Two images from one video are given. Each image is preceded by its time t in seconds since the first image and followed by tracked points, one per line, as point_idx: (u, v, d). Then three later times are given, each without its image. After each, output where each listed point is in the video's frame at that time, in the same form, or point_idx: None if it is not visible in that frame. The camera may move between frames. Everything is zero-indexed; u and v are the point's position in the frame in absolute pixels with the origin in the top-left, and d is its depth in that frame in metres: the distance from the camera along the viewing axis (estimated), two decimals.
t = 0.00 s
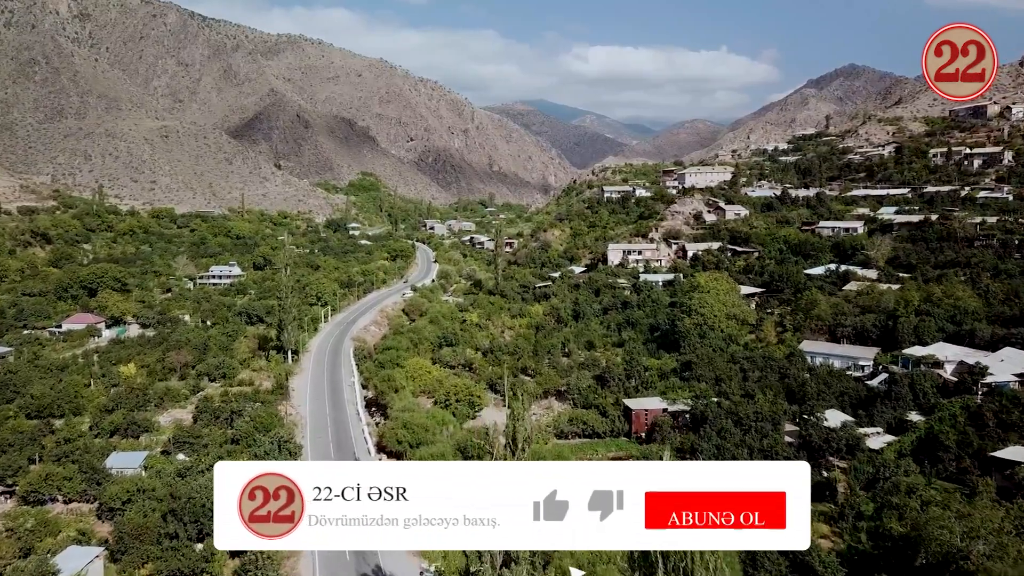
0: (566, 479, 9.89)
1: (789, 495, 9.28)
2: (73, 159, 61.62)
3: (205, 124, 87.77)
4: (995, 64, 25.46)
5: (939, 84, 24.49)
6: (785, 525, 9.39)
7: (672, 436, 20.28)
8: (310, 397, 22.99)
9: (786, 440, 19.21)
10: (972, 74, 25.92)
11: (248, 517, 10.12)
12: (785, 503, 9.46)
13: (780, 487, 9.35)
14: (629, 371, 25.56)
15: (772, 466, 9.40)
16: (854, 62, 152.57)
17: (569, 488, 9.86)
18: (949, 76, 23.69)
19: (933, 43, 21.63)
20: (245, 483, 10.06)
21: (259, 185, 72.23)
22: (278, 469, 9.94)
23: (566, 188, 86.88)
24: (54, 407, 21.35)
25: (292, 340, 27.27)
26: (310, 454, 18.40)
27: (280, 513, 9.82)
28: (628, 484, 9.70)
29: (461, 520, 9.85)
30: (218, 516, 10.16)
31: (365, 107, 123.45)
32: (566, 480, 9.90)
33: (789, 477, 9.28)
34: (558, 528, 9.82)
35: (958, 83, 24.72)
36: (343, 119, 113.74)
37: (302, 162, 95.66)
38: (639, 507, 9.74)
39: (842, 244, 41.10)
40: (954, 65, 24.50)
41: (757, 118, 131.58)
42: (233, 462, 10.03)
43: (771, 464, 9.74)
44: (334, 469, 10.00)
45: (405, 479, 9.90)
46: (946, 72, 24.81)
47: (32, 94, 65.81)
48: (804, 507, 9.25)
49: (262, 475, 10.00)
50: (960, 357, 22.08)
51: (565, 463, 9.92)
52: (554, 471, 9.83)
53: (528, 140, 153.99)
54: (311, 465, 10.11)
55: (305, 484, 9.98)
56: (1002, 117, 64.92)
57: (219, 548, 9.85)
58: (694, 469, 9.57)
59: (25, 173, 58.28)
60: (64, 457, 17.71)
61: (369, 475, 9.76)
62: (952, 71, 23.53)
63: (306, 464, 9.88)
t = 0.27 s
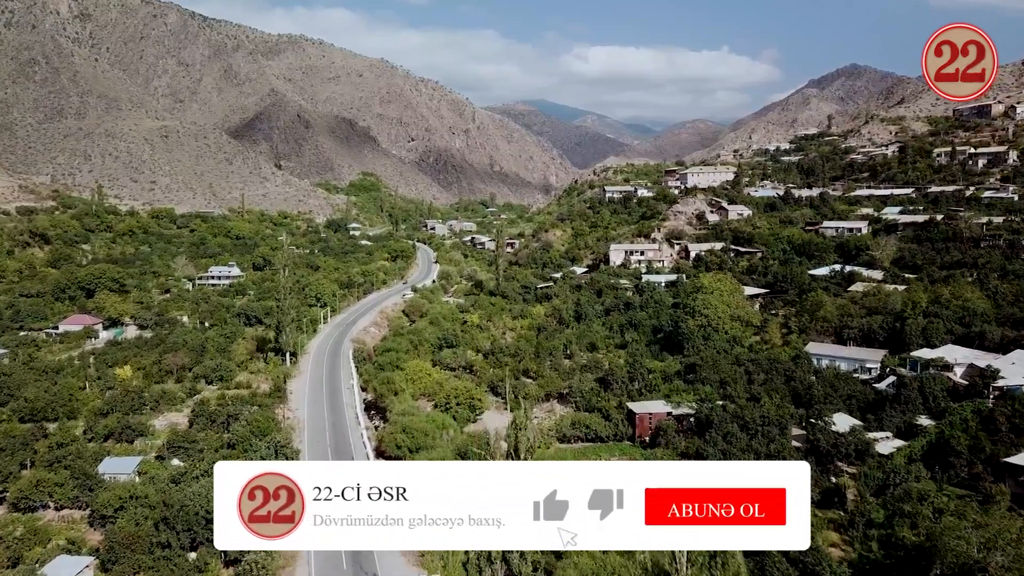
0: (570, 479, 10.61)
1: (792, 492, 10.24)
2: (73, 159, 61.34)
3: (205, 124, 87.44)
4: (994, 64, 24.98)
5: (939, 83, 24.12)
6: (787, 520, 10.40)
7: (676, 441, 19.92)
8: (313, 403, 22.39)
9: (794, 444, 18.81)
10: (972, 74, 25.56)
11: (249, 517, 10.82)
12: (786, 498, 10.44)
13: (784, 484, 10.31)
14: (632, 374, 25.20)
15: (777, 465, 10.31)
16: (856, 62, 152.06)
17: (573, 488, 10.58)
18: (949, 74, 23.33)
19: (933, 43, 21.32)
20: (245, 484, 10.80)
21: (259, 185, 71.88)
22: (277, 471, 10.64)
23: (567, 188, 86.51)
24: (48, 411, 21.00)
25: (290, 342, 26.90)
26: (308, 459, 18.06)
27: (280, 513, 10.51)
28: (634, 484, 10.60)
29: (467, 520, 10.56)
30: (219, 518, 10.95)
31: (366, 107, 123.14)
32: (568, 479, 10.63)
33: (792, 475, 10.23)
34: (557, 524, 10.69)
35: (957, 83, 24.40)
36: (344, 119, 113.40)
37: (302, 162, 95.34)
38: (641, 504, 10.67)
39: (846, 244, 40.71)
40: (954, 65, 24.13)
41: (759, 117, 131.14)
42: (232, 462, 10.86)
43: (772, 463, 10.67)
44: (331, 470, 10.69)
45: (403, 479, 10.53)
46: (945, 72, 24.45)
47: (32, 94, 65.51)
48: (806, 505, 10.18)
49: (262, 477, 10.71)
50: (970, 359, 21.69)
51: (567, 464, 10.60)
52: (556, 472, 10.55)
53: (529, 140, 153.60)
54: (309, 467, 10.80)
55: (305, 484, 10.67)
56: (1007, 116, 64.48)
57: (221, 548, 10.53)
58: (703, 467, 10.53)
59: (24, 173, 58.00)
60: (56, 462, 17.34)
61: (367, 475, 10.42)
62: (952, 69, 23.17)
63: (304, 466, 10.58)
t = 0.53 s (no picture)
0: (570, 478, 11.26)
1: (792, 491, 10.89)
2: (73, 159, 61.04)
3: (205, 124, 87.03)
4: (995, 63, 24.49)
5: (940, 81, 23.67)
6: (787, 518, 10.96)
7: (681, 445, 19.56)
8: (311, 406, 21.99)
9: (801, 450, 18.41)
10: (973, 74, 25.07)
11: (249, 517, 11.48)
12: (787, 498, 11.03)
13: (784, 483, 10.96)
14: (636, 376, 24.81)
15: (779, 466, 10.96)
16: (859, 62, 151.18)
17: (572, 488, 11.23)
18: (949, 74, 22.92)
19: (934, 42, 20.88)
20: (245, 485, 11.48)
21: (260, 185, 71.50)
22: (277, 471, 11.33)
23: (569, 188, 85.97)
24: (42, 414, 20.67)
25: (289, 344, 26.54)
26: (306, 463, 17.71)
27: (280, 513, 11.17)
28: (635, 483, 11.21)
29: (467, 520, 11.07)
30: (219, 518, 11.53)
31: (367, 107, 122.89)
32: (568, 478, 11.25)
33: (792, 475, 10.86)
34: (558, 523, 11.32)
35: (956, 84, 24.12)
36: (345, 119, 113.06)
37: (303, 162, 94.96)
38: (641, 503, 11.22)
39: (851, 244, 40.27)
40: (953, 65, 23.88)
41: (762, 117, 130.47)
42: (232, 462, 11.55)
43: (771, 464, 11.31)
44: (331, 470, 11.35)
45: (404, 479, 11.22)
46: (945, 73, 24.21)
47: (32, 93, 65.19)
48: (805, 504, 10.79)
49: (262, 477, 11.42)
50: (979, 362, 21.32)
51: (567, 465, 11.23)
52: (556, 471, 11.18)
53: (531, 140, 153.10)
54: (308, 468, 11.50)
55: (304, 485, 11.36)
56: (1012, 115, 63.92)
57: (221, 546, 11.10)
58: (703, 467, 11.16)
59: (24, 174, 57.71)
60: (48, 468, 17.02)
61: (367, 475, 11.16)
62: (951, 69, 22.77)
63: (303, 466, 11.28)
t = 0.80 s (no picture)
0: (569, 478, 11.79)
1: (792, 491, 11.39)
2: (72, 159, 60.74)
3: (206, 124, 86.66)
4: (994, 63, 24.09)
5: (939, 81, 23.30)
6: (787, 519, 11.49)
7: (685, 449, 19.19)
8: (310, 410, 21.61)
9: (809, 454, 17.98)
10: (972, 74, 24.68)
11: (248, 517, 11.56)
12: (786, 497, 11.55)
13: (784, 483, 11.47)
14: (639, 379, 24.45)
15: (779, 466, 11.48)
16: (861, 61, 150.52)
17: (572, 488, 11.77)
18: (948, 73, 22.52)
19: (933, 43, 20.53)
20: (244, 484, 11.53)
21: (260, 185, 71.14)
22: (277, 471, 11.42)
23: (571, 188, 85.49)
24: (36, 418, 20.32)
25: (287, 346, 26.18)
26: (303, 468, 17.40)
27: (281, 512, 11.26)
28: (634, 484, 11.83)
29: (467, 520, 11.46)
30: (218, 518, 11.60)
31: (368, 107, 122.66)
32: (567, 479, 11.76)
33: (792, 475, 11.37)
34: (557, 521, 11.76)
35: (957, 84, 23.83)
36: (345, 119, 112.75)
37: (304, 162, 94.60)
38: (640, 503, 11.79)
39: (856, 245, 39.86)
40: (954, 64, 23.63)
41: (764, 117, 129.94)
42: (232, 463, 11.57)
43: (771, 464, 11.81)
44: (332, 470, 11.49)
45: (404, 480, 11.50)
46: (945, 72, 23.93)
47: (32, 93, 64.85)
48: (805, 504, 11.29)
49: (261, 477, 11.49)
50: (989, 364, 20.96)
51: (567, 465, 11.74)
52: (556, 472, 11.67)
53: (532, 140, 152.64)
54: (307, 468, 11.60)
55: (304, 485, 11.46)
56: (1017, 115, 63.43)
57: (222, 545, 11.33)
58: (702, 467, 11.75)
59: (23, 174, 57.41)
60: (40, 474, 16.67)
61: (369, 475, 11.39)
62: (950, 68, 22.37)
63: (304, 466, 11.39)
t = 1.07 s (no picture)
0: (570, 478, 11.52)
1: (791, 491, 11.09)
2: (71, 159, 60.48)
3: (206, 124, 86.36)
4: (994, 61, 23.61)
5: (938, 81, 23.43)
6: (787, 519, 11.17)
7: (688, 454, 18.90)
8: (308, 414, 21.22)
9: (817, 460, 17.54)
10: (971, 74, 24.13)
11: (249, 517, 11.49)
12: (787, 498, 11.22)
13: (784, 483, 11.17)
14: (642, 382, 24.05)
15: (778, 465, 11.21)
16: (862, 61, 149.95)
17: (572, 488, 11.50)
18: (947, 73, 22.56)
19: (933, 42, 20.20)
20: (245, 485, 11.46)
21: (260, 185, 70.84)
22: (277, 471, 11.34)
23: (571, 188, 85.15)
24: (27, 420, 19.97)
25: (284, 348, 25.89)
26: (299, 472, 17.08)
27: (280, 513, 11.18)
28: (635, 484, 11.57)
29: (467, 520, 11.25)
30: (219, 517, 11.60)
31: (369, 107, 122.44)
32: (568, 479, 11.50)
33: (791, 475, 11.08)
34: (557, 523, 11.42)
35: (957, 84, 23.62)
36: (346, 119, 112.50)
37: (304, 162, 94.35)
38: (641, 503, 11.57)
39: (859, 245, 39.51)
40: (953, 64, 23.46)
41: (765, 117, 129.48)
42: (233, 462, 11.50)
43: (772, 464, 11.54)
44: (331, 470, 11.38)
45: (404, 479, 11.31)
46: (945, 72, 23.73)
47: (32, 93, 64.58)
48: (804, 504, 10.98)
49: (262, 477, 11.41)
50: (1001, 367, 20.52)
51: (566, 466, 11.44)
52: (557, 472, 11.35)
53: (532, 140, 152.25)
54: (307, 468, 11.49)
55: (305, 484, 11.37)
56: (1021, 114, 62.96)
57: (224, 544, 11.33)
58: (704, 468, 11.44)
59: (22, 174, 57.13)
60: (30, 480, 16.33)
61: (368, 475, 11.23)
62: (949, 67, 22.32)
63: (304, 467, 11.30)
